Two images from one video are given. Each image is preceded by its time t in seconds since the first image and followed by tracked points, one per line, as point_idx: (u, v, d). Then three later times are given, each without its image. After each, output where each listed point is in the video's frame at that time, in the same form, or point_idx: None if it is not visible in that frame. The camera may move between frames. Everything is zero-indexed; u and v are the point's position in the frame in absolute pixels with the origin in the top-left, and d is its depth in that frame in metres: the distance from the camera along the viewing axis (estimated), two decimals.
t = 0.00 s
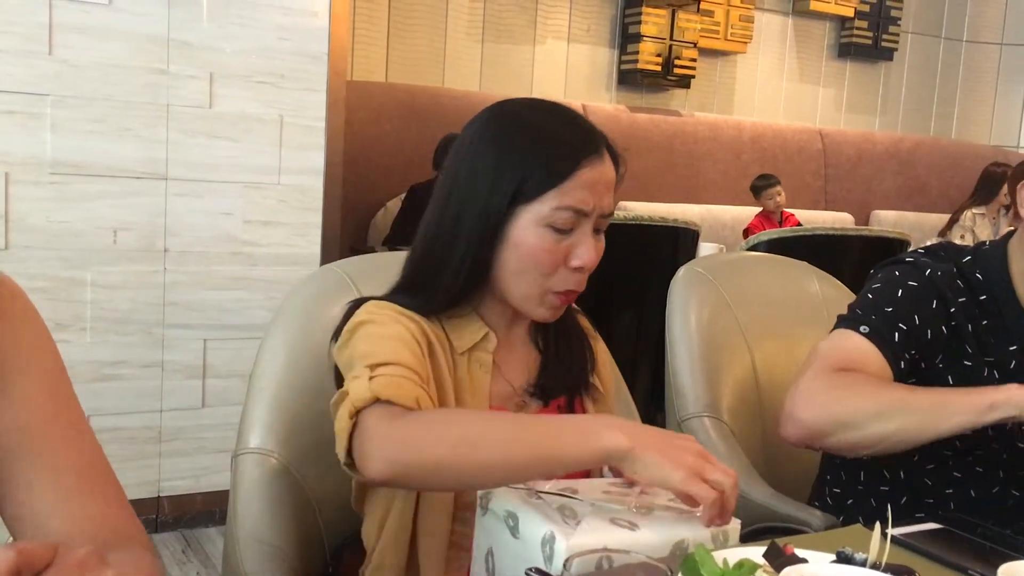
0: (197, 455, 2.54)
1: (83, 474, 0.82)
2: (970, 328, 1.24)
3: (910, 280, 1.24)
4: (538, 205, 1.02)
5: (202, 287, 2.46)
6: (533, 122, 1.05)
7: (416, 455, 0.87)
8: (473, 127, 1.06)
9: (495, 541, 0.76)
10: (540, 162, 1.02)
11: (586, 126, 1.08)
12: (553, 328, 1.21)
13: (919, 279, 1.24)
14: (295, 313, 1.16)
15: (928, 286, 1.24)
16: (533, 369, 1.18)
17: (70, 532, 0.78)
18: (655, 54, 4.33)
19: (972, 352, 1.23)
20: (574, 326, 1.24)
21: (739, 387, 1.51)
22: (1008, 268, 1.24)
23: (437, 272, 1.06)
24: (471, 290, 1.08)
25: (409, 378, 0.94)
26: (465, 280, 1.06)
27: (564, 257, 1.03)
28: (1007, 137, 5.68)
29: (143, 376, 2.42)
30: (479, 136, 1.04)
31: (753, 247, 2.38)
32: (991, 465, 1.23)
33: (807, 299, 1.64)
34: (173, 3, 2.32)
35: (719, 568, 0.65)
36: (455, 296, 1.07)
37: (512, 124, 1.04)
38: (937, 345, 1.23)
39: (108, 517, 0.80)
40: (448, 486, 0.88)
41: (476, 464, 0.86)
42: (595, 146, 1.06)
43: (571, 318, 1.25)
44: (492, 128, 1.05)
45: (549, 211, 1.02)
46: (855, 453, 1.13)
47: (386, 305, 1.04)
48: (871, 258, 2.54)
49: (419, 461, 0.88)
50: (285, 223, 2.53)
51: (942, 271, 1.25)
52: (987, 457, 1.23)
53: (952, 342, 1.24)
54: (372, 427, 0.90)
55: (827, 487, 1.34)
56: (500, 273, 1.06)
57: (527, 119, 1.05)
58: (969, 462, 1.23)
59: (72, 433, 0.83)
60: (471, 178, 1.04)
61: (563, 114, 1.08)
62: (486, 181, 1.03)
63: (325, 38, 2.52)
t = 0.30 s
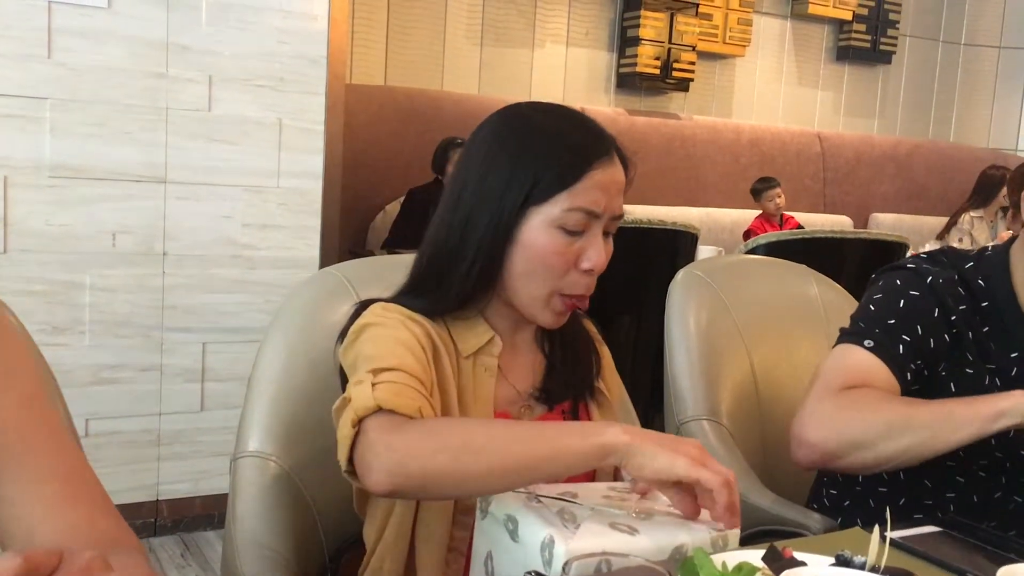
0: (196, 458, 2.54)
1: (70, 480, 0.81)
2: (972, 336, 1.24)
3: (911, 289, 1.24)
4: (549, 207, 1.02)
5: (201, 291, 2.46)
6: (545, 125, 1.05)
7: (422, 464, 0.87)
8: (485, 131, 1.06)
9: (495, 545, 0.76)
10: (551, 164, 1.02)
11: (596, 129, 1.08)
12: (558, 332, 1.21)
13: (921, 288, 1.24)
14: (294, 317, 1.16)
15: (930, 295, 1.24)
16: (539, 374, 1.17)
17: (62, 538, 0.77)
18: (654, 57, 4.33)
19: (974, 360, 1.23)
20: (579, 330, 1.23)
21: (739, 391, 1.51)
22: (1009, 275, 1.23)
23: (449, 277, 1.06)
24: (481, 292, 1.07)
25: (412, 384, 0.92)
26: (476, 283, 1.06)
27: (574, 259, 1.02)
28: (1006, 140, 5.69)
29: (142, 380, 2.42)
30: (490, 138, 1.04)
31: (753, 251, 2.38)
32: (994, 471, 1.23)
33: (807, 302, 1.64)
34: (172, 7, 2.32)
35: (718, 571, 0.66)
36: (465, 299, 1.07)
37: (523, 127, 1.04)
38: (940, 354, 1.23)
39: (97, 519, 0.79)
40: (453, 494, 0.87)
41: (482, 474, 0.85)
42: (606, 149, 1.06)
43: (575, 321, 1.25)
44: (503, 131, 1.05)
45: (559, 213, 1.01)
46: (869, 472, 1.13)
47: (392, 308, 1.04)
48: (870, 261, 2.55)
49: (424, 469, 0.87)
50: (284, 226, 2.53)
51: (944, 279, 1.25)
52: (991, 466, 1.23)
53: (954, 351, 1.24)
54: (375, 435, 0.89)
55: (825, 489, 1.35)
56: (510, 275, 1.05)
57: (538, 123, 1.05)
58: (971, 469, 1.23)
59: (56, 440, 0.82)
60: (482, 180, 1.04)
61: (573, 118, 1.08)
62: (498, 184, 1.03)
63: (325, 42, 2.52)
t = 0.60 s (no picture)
0: (193, 462, 2.54)
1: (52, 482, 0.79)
2: (960, 328, 1.25)
3: (900, 278, 1.25)
4: (532, 188, 1.02)
5: (199, 294, 2.46)
6: (532, 114, 1.07)
7: (435, 455, 0.86)
8: (471, 130, 1.08)
9: (490, 549, 0.76)
10: (531, 147, 1.03)
11: (586, 120, 1.09)
12: (560, 335, 1.19)
13: (910, 278, 1.26)
14: (292, 319, 1.16)
15: (919, 285, 1.25)
16: (541, 378, 1.17)
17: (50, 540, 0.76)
18: (652, 60, 4.34)
19: (961, 350, 1.24)
20: (584, 334, 1.22)
21: (738, 396, 1.51)
22: (999, 270, 1.24)
23: (444, 272, 1.06)
24: (477, 284, 1.07)
25: (421, 378, 0.93)
26: (471, 275, 1.05)
27: (563, 237, 1.01)
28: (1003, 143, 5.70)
29: (140, 383, 2.42)
30: (479, 130, 1.07)
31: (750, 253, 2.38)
32: (986, 466, 1.23)
33: (806, 306, 1.65)
34: (171, 11, 2.32)
35: (716, 574, 0.66)
36: (462, 291, 1.06)
37: (509, 116, 1.07)
38: (927, 342, 1.24)
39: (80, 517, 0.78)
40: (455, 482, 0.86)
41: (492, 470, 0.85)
42: (591, 133, 1.07)
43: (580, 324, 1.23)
44: (491, 123, 1.07)
45: (543, 192, 1.02)
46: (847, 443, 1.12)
47: (392, 306, 1.04)
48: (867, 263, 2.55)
49: (436, 460, 0.86)
50: (282, 230, 2.53)
51: (933, 271, 1.27)
52: (982, 460, 1.23)
53: (941, 341, 1.25)
54: (388, 424, 0.88)
55: (818, 490, 1.36)
56: (504, 263, 1.04)
57: (524, 112, 1.07)
58: (962, 464, 1.24)
59: (36, 441, 0.81)
60: (470, 169, 1.05)
61: (562, 109, 1.09)
62: (482, 173, 1.04)
63: (323, 45, 2.53)
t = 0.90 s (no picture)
0: (191, 464, 2.53)
1: (53, 483, 0.80)
2: (953, 320, 1.25)
3: (892, 270, 1.25)
4: (529, 180, 1.03)
5: (198, 296, 2.45)
6: (527, 109, 1.08)
7: (437, 478, 0.84)
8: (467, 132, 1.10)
9: (486, 553, 0.76)
10: (527, 142, 1.04)
11: (581, 115, 1.11)
12: (563, 340, 1.19)
13: (901, 269, 1.26)
14: (290, 322, 1.16)
15: (909, 276, 1.25)
16: (543, 384, 1.16)
17: (55, 541, 0.76)
18: (651, 63, 4.34)
19: (953, 341, 1.24)
20: (588, 340, 1.23)
21: (738, 400, 1.51)
22: (990, 265, 1.25)
23: (443, 272, 1.06)
24: (477, 282, 1.07)
25: (429, 393, 0.91)
26: (470, 273, 1.05)
27: (563, 226, 1.01)
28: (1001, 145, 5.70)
29: (138, 385, 2.42)
30: (474, 129, 1.08)
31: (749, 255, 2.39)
32: (977, 461, 1.25)
33: (805, 309, 1.64)
34: (169, 13, 2.32)
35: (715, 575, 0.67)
36: (461, 290, 1.06)
37: (505, 113, 1.08)
38: (918, 332, 1.23)
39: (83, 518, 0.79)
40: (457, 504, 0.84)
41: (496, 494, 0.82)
42: (586, 127, 1.08)
43: (584, 329, 1.24)
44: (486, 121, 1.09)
45: (540, 183, 1.02)
46: (834, 421, 1.12)
47: (393, 312, 1.03)
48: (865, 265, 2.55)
49: (439, 482, 0.84)
50: (281, 232, 2.53)
51: (924, 263, 1.27)
52: (971, 453, 1.25)
53: (934, 332, 1.25)
54: (391, 443, 0.87)
55: (817, 490, 1.36)
56: (504, 258, 1.04)
57: (519, 109, 1.09)
58: (954, 458, 1.25)
59: (37, 446, 0.81)
60: (466, 166, 1.06)
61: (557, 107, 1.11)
62: (479, 169, 1.05)
63: (322, 47, 2.53)
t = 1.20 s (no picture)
0: (192, 466, 2.53)
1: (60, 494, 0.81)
2: (949, 317, 1.25)
3: (887, 270, 1.26)
4: (531, 183, 1.03)
5: (199, 298, 2.46)
6: (523, 109, 1.08)
7: (418, 512, 0.85)
8: (462, 132, 1.09)
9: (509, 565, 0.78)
10: (527, 143, 1.04)
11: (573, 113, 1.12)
12: (565, 341, 1.20)
13: (896, 268, 1.26)
14: (291, 323, 1.16)
15: (904, 275, 1.25)
16: (546, 387, 1.16)
17: (63, 555, 0.77)
18: (651, 64, 4.34)
19: (949, 338, 1.24)
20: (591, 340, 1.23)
21: (741, 402, 1.51)
22: (986, 262, 1.25)
23: (445, 277, 1.05)
24: (479, 286, 1.06)
25: (418, 419, 0.89)
26: (474, 276, 1.04)
27: (568, 228, 1.02)
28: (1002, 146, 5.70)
29: (140, 387, 2.42)
30: (471, 131, 1.07)
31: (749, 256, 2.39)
32: (976, 458, 1.24)
33: (807, 310, 1.64)
34: (170, 15, 2.32)
35: None
36: (465, 294, 1.05)
37: (501, 114, 1.07)
38: (914, 330, 1.23)
39: (92, 527, 0.80)
40: (463, 527, 0.84)
41: (486, 527, 0.83)
42: (584, 129, 1.08)
43: (588, 329, 1.24)
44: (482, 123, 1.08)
45: (543, 185, 1.03)
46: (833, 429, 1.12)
47: (393, 321, 1.02)
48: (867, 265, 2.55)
49: (420, 519, 0.85)
50: (282, 233, 2.53)
51: (919, 262, 1.27)
52: (970, 450, 1.24)
53: (930, 330, 1.25)
54: (372, 476, 0.86)
55: (817, 489, 1.36)
56: (509, 261, 1.04)
57: (515, 109, 1.08)
58: (952, 455, 1.25)
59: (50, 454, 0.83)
60: (465, 169, 1.05)
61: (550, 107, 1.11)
62: (479, 170, 1.04)
63: (323, 48, 2.53)
